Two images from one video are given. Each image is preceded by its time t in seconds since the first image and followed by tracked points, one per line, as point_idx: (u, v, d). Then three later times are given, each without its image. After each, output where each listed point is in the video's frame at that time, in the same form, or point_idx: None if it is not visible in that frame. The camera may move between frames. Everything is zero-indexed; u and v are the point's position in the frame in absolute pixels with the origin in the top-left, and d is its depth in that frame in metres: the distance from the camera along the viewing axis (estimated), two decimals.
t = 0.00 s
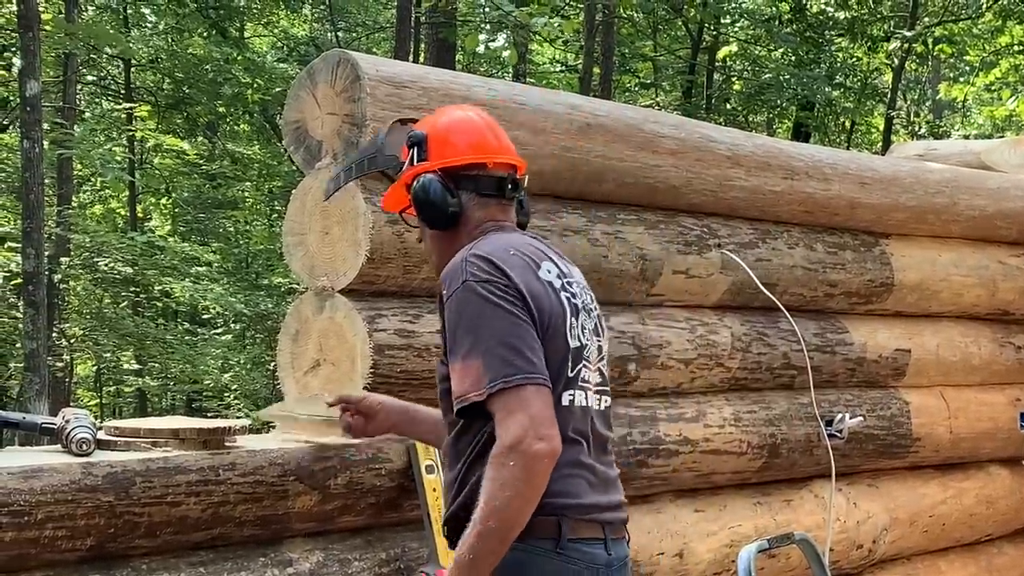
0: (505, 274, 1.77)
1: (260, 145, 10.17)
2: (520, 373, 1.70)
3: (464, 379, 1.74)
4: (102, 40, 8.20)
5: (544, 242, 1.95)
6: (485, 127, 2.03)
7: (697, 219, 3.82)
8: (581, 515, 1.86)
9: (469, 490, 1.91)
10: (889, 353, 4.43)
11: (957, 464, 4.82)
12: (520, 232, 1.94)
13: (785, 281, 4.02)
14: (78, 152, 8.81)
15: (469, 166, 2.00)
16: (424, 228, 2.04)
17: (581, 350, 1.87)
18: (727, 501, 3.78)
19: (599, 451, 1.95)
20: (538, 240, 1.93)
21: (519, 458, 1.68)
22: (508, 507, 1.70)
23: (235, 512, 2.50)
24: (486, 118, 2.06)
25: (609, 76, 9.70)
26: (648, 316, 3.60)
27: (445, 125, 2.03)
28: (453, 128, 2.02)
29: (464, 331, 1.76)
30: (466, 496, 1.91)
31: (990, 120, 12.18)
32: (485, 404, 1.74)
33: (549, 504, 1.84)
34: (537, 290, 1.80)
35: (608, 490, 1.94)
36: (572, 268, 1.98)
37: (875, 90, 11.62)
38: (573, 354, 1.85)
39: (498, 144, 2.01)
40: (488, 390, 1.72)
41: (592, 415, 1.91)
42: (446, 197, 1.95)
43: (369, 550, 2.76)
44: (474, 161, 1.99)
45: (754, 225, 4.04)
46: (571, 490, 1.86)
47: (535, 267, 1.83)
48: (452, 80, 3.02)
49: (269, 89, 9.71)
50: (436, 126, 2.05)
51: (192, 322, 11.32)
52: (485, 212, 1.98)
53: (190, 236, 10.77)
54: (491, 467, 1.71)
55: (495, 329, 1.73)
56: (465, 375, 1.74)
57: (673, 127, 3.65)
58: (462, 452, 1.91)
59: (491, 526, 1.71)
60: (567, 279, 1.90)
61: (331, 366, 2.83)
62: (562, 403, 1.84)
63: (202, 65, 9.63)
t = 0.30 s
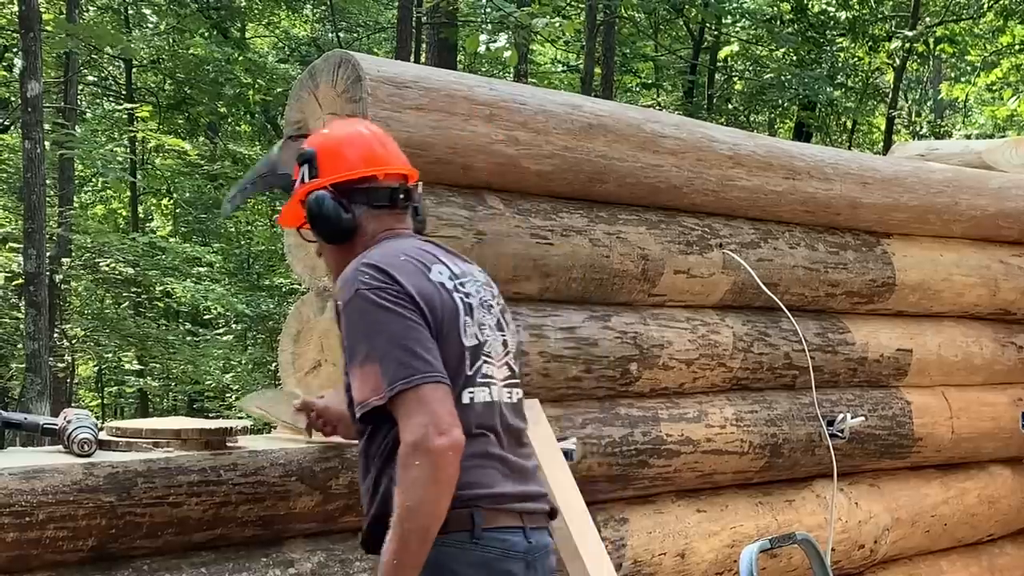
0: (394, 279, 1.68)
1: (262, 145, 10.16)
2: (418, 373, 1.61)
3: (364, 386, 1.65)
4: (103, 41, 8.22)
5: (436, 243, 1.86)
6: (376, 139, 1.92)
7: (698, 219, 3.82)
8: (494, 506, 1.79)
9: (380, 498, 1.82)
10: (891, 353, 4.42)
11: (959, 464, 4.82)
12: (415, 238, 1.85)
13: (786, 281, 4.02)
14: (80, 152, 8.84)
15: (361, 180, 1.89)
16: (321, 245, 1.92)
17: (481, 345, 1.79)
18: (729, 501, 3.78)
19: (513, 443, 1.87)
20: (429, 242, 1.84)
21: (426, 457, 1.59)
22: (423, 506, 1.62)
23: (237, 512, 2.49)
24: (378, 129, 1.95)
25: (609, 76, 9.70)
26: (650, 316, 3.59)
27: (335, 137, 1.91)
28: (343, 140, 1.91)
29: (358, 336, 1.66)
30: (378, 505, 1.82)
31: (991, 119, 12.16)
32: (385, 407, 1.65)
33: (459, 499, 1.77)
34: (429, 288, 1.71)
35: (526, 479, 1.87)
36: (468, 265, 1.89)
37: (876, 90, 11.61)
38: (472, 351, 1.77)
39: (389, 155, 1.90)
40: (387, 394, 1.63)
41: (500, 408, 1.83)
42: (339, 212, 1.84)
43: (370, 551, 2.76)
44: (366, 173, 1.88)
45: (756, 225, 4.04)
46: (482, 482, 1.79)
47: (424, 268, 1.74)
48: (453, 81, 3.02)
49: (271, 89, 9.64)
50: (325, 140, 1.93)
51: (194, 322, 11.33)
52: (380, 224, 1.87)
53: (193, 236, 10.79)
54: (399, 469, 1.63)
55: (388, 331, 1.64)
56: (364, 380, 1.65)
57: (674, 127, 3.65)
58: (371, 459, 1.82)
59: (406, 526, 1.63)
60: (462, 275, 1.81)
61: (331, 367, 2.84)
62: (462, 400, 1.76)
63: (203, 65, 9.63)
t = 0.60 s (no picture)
0: (270, 280, 1.78)
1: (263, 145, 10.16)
2: (303, 363, 1.70)
3: (253, 387, 1.73)
4: (104, 39, 8.23)
5: (312, 243, 1.98)
6: (254, 157, 2.05)
7: (699, 217, 3.82)
8: (404, 482, 1.87)
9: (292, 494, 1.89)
10: (892, 351, 4.42)
11: (961, 463, 4.81)
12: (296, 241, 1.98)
13: (788, 280, 4.02)
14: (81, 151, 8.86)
15: (241, 196, 2.02)
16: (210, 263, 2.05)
17: (366, 328, 1.90)
18: (730, 500, 3.78)
19: (417, 420, 1.97)
20: (304, 243, 1.96)
21: (325, 440, 1.67)
22: (335, 488, 1.68)
23: (238, 511, 2.49)
24: (257, 148, 2.08)
25: (610, 75, 9.70)
26: (651, 315, 3.59)
27: (213, 160, 2.03)
28: (224, 161, 2.03)
29: (243, 340, 1.75)
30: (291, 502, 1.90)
31: (992, 117, 12.16)
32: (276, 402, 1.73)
33: (369, 480, 1.85)
34: (305, 283, 1.82)
35: (435, 454, 1.96)
36: (345, 256, 2.01)
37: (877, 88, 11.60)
38: (358, 335, 1.88)
39: (267, 171, 2.04)
40: (275, 389, 1.71)
41: (396, 387, 1.93)
42: (223, 231, 1.98)
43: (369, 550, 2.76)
44: (245, 190, 2.01)
45: (757, 223, 4.03)
46: (389, 460, 1.87)
47: (300, 265, 1.85)
48: (455, 79, 3.02)
49: (272, 88, 9.61)
50: (204, 163, 2.04)
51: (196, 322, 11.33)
52: (262, 236, 2.01)
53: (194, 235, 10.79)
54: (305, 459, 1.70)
55: (270, 329, 1.73)
56: (254, 380, 1.74)
57: (676, 126, 3.64)
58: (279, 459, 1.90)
59: (327, 510, 1.69)
60: (339, 267, 1.93)
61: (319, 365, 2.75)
62: (354, 383, 1.86)
63: (204, 65, 9.63)
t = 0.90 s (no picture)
0: (215, 289, 1.81)
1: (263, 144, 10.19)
2: (249, 364, 1.72)
3: (206, 394, 1.75)
4: (104, 38, 8.22)
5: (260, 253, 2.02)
6: (201, 185, 2.10)
7: (699, 216, 3.82)
8: (373, 466, 1.88)
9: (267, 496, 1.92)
10: (893, 350, 4.42)
11: (961, 461, 4.82)
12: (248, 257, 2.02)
13: (788, 278, 4.01)
14: (81, 150, 8.84)
15: (193, 222, 2.06)
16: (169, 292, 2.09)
17: (318, 321, 1.92)
18: (731, 498, 3.77)
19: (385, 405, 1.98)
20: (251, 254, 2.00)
21: (276, 436, 1.69)
22: (292, 483, 1.69)
23: (238, 509, 2.50)
24: (205, 178, 2.13)
25: (610, 74, 9.68)
26: (651, 313, 3.60)
27: (162, 192, 2.08)
28: (174, 192, 2.08)
29: (194, 350, 1.78)
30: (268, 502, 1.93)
31: (992, 116, 12.15)
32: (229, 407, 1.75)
33: (337, 469, 1.86)
34: (248, 287, 1.84)
35: (403, 438, 1.96)
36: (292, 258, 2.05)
37: (878, 87, 11.58)
38: (308, 330, 1.90)
39: (218, 196, 2.09)
40: (226, 393, 1.73)
41: (356, 375, 1.94)
42: (181, 256, 2.02)
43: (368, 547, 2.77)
44: (196, 216, 2.05)
45: (757, 221, 4.03)
46: (356, 447, 1.88)
47: (244, 271, 1.88)
48: (454, 78, 3.02)
49: (272, 87, 9.60)
50: (154, 197, 2.09)
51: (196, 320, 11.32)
52: (218, 258, 2.06)
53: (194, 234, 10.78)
54: (262, 459, 1.71)
55: (215, 338, 1.75)
56: (207, 388, 1.76)
57: (676, 124, 3.64)
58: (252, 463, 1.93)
59: (286, 506, 1.70)
60: (284, 268, 1.96)
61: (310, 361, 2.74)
62: (310, 375, 1.88)
63: (204, 64, 9.60)
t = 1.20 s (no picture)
0: (232, 281, 1.80)
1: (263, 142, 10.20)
2: (262, 362, 1.73)
3: (218, 388, 1.76)
4: (104, 36, 8.22)
5: (280, 244, 2.01)
6: (222, 167, 2.10)
7: (700, 214, 3.82)
8: (378, 469, 1.88)
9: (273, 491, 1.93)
10: (893, 348, 4.42)
11: (962, 460, 4.81)
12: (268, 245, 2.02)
13: (788, 277, 4.02)
14: (81, 148, 8.84)
15: (212, 204, 2.06)
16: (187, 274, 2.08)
17: (334, 320, 1.92)
18: (730, 496, 3.77)
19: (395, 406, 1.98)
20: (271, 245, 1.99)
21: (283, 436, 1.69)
22: (298, 484, 1.70)
23: (239, 508, 2.50)
24: (224, 160, 2.13)
25: (611, 72, 9.68)
26: (652, 311, 3.60)
27: (182, 172, 2.08)
28: (195, 172, 2.07)
29: (207, 342, 1.78)
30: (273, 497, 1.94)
31: (992, 114, 12.15)
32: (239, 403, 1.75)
33: (343, 469, 1.86)
34: (266, 282, 1.84)
35: (412, 440, 1.96)
36: (312, 251, 2.04)
37: (878, 85, 11.59)
38: (324, 329, 1.89)
39: (237, 178, 2.08)
40: (238, 390, 1.74)
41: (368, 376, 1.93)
42: (199, 237, 2.01)
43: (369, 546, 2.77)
44: (216, 197, 2.05)
45: (758, 220, 4.03)
46: (363, 448, 1.88)
47: (263, 263, 1.88)
48: (456, 76, 3.02)
49: (273, 85, 9.64)
50: (173, 177, 2.09)
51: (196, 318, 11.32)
52: (237, 241, 2.06)
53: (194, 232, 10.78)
54: (268, 458, 1.72)
55: (229, 332, 1.75)
56: (218, 382, 1.76)
57: (676, 122, 3.64)
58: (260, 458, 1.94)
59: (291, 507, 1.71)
60: (303, 262, 1.95)
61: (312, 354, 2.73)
62: (322, 373, 1.87)
63: (205, 62, 9.59)
